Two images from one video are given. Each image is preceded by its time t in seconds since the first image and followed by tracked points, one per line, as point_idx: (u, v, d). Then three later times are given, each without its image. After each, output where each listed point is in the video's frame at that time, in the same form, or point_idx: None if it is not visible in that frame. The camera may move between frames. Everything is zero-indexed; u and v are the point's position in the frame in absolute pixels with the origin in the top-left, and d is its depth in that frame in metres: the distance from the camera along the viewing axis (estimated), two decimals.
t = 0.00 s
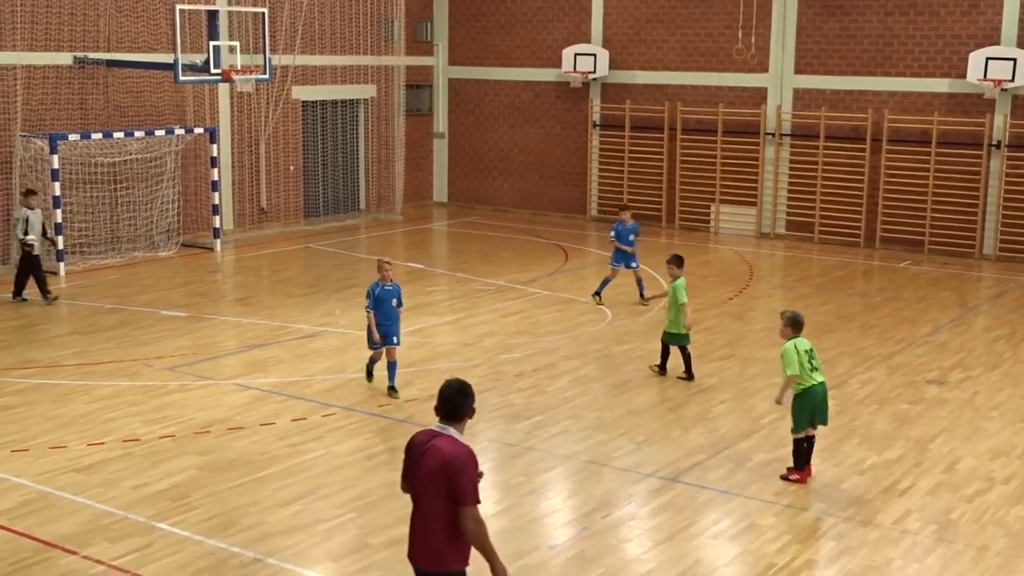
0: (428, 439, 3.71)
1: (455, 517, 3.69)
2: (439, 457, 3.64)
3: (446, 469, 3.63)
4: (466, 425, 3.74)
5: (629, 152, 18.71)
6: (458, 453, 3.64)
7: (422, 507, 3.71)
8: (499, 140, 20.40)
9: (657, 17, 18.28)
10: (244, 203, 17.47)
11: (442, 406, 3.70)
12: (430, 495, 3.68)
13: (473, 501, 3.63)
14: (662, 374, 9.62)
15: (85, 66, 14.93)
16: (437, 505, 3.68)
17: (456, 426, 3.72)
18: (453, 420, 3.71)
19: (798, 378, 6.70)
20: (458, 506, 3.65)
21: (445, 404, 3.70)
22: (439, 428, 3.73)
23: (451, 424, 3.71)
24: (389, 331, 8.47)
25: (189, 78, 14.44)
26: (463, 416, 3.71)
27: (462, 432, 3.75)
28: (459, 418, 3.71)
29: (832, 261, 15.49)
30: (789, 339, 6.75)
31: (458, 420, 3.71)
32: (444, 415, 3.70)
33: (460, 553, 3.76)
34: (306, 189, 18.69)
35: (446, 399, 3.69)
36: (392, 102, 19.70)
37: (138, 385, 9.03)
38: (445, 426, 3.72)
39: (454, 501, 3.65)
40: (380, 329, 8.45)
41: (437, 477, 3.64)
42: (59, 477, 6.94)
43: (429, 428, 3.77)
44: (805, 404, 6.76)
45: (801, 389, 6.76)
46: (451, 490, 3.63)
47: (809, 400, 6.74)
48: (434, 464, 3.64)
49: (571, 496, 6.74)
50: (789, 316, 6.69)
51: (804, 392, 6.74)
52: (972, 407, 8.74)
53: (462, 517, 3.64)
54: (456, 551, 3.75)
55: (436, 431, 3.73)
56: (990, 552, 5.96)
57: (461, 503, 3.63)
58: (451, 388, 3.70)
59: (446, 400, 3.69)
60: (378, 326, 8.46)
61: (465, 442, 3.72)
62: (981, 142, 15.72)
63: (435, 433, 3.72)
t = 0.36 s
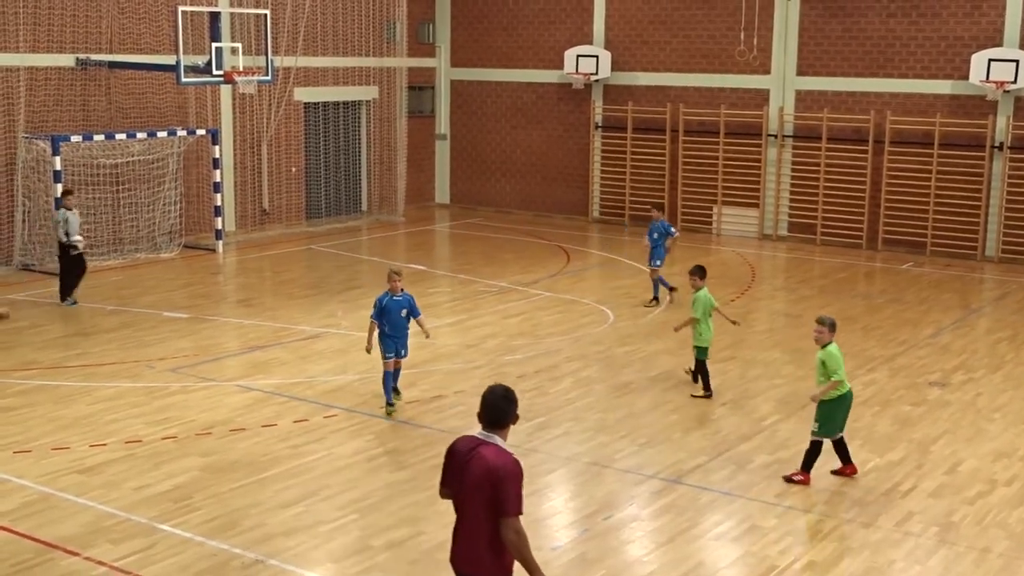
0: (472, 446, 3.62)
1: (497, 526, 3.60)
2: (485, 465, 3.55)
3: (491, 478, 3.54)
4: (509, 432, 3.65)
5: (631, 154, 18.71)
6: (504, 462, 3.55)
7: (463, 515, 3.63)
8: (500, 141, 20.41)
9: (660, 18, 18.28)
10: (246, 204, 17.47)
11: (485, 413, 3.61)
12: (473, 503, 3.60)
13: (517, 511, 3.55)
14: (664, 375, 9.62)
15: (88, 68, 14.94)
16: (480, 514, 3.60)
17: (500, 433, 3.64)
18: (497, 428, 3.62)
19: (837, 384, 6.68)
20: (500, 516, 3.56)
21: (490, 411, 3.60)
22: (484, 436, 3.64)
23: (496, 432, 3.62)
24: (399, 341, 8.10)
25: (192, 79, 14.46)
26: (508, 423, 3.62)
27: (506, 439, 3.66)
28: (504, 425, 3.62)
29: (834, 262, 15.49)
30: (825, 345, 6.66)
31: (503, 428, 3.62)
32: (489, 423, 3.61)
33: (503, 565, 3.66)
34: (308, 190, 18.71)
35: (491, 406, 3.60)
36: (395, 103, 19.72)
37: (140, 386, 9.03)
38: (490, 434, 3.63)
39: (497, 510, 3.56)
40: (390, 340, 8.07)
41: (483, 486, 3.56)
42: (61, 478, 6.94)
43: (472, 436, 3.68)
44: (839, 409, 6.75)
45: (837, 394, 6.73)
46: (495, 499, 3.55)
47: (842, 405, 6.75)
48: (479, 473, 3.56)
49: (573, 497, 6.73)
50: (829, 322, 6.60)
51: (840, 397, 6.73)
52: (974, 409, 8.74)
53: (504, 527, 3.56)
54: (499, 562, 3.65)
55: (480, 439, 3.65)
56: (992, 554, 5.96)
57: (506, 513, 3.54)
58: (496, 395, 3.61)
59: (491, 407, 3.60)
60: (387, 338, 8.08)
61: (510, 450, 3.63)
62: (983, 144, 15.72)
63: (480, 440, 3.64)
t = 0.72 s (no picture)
0: (521, 456, 3.60)
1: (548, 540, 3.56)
2: (531, 477, 3.53)
3: (540, 490, 3.51)
4: (559, 442, 3.62)
5: (633, 154, 18.70)
6: (553, 473, 3.51)
7: (512, 526, 3.60)
8: (501, 142, 20.42)
9: (661, 18, 18.27)
10: (247, 205, 17.48)
11: (536, 423, 3.59)
12: (521, 515, 3.57)
13: (568, 525, 3.50)
14: (666, 375, 9.62)
15: (89, 69, 14.96)
16: (529, 526, 3.56)
17: (549, 444, 3.61)
18: (546, 438, 3.60)
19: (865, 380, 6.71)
20: (550, 529, 3.52)
21: (539, 421, 3.59)
22: (532, 446, 3.62)
23: (545, 443, 3.60)
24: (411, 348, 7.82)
25: (193, 80, 14.47)
26: (557, 434, 3.60)
27: (555, 451, 3.64)
28: (553, 436, 3.59)
29: (836, 262, 15.48)
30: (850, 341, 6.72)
31: (551, 438, 3.60)
32: (537, 433, 3.59)
33: None
34: (309, 191, 18.71)
35: (539, 416, 3.58)
36: (396, 104, 19.73)
37: (142, 388, 9.04)
38: (539, 445, 3.61)
39: (546, 523, 3.52)
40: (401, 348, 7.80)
41: (531, 497, 3.53)
42: (63, 479, 6.94)
43: (521, 446, 3.66)
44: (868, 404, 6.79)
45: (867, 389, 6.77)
46: (545, 511, 3.51)
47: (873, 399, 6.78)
48: (526, 484, 3.53)
49: (575, 497, 6.73)
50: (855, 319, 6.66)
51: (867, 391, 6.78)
52: (976, 408, 8.73)
53: (556, 541, 3.51)
54: None
55: (529, 449, 3.63)
56: (995, 553, 5.95)
57: (556, 526, 3.50)
58: (544, 405, 3.59)
59: (540, 417, 3.58)
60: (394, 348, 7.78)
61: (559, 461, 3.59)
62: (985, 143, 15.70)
63: (528, 451, 3.61)
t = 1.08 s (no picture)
0: (560, 464, 3.57)
1: (585, 548, 3.50)
2: (567, 484, 3.49)
3: (575, 497, 3.45)
4: (600, 450, 3.58)
5: (632, 152, 18.69)
6: (589, 481, 3.46)
7: (552, 534, 3.57)
8: (501, 141, 20.41)
9: (661, 16, 18.26)
10: (248, 204, 17.47)
11: (577, 430, 3.57)
12: (558, 523, 3.53)
13: (604, 534, 3.43)
14: (666, 374, 9.61)
15: (89, 69, 14.96)
16: (568, 534, 3.51)
17: (589, 452, 3.57)
18: (587, 446, 3.56)
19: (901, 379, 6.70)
20: (586, 538, 3.46)
21: (580, 429, 3.56)
22: (573, 454, 3.59)
23: (584, 451, 3.57)
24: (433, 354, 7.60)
25: (193, 79, 14.46)
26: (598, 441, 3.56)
27: (596, 460, 3.59)
28: (594, 443, 3.56)
29: (836, 261, 15.46)
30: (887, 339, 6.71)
31: (592, 446, 3.56)
32: (578, 440, 3.57)
33: None
34: (309, 190, 18.71)
35: (580, 422, 3.56)
36: (397, 103, 19.72)
37: (142, 387, 9.03)
38: (579, 452, 3.57)
39: (582, 532, 3.47)
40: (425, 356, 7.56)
41: (566, 505, 3.49)
42: (64, 479, 6.94)
43: (562, 453, 3.63)
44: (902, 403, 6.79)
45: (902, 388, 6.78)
46: (580, 519, 3.45)
47: (906, 398, 6.79)
48: (562, 491, 3.49)
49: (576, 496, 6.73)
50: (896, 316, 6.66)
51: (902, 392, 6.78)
52: (977, 406, 8.72)
53: (593, 550, 3.44)
54: None
55: (569, 457, 3.60)
56: (995, 551, 5.95)
57: (590, 535, 3.43)
58: (586, 412, 3.58)
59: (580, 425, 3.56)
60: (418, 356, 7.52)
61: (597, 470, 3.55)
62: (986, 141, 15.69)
63: (568, 458, 3.58)
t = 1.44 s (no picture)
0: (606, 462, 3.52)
1: (620, 549, 3.45)
2: (605, 483, 3.45)
3: (612, 497, 3.41)
4: (648, 451, 3.50)
5: (631, 151, 18.69)
6: (628, 481, 3.40)
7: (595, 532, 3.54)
8: (500, 140, 20.41)
9: (659, 15, 18.26)
10: (247, 204, 17.46)
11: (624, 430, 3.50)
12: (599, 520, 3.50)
13: (638, 536, 3.38)
14: (666, 372, 9.61)
15: (88, 69, 14.95)
16: (606, 534, 3.47)
17: (635, 452, 3.49)
18: (632, 447, 3.49)
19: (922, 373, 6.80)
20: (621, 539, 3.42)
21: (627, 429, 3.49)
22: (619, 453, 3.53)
23: (629, 451, 3.50)
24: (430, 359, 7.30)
25: (191, 79, 14.45)
26: (646, 443, 3.47)
27: (644, 461, 3.51)
28: (641, 444, 3.47)
29: (835, 258, 15.47)
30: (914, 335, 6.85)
31: (639, 447, 3.48)
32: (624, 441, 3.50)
33: None
34: (308, 190, 18.72)
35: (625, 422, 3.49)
36: (396, 103, 19.72)
37: (142, 387, 9.03)
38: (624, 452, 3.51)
39: (619, 532, 3.42)
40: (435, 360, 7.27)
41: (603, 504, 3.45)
42: (64, 479, 6.94)
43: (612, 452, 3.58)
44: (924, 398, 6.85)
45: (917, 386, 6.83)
46: (616, 520, 3.41)
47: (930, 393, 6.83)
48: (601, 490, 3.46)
49: (576, 495, 6.73)
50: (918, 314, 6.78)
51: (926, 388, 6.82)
52: (976, 404, 8.72)
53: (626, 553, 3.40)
54: None
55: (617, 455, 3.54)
56: (995, 548, 5.95)
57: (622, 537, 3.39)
58: (634, 412, 3.50)
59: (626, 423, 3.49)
60: (439, 365, 7.22)
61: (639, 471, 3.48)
62: (984, 138, 15.70)
63: (614, 458, 3.52)
